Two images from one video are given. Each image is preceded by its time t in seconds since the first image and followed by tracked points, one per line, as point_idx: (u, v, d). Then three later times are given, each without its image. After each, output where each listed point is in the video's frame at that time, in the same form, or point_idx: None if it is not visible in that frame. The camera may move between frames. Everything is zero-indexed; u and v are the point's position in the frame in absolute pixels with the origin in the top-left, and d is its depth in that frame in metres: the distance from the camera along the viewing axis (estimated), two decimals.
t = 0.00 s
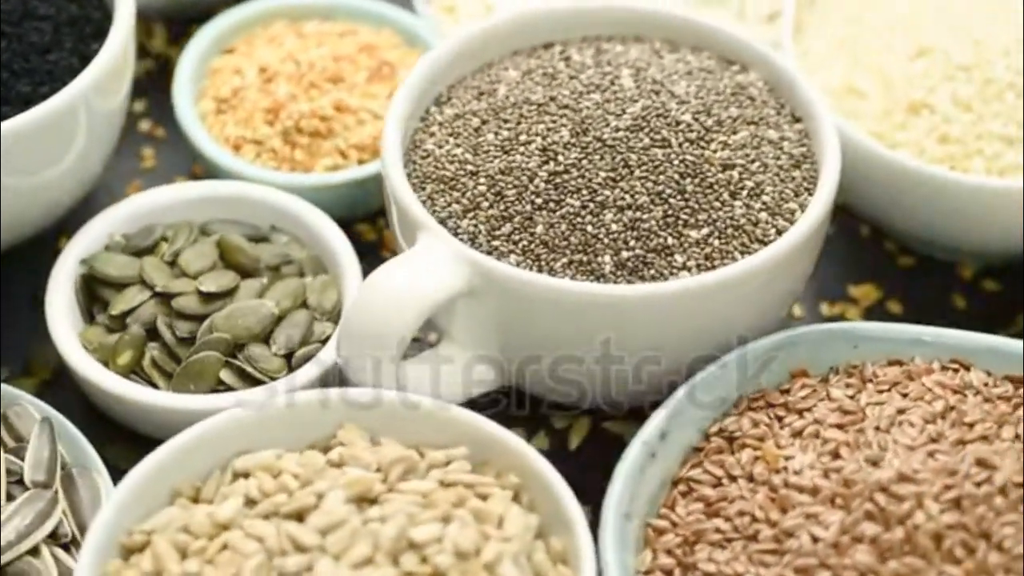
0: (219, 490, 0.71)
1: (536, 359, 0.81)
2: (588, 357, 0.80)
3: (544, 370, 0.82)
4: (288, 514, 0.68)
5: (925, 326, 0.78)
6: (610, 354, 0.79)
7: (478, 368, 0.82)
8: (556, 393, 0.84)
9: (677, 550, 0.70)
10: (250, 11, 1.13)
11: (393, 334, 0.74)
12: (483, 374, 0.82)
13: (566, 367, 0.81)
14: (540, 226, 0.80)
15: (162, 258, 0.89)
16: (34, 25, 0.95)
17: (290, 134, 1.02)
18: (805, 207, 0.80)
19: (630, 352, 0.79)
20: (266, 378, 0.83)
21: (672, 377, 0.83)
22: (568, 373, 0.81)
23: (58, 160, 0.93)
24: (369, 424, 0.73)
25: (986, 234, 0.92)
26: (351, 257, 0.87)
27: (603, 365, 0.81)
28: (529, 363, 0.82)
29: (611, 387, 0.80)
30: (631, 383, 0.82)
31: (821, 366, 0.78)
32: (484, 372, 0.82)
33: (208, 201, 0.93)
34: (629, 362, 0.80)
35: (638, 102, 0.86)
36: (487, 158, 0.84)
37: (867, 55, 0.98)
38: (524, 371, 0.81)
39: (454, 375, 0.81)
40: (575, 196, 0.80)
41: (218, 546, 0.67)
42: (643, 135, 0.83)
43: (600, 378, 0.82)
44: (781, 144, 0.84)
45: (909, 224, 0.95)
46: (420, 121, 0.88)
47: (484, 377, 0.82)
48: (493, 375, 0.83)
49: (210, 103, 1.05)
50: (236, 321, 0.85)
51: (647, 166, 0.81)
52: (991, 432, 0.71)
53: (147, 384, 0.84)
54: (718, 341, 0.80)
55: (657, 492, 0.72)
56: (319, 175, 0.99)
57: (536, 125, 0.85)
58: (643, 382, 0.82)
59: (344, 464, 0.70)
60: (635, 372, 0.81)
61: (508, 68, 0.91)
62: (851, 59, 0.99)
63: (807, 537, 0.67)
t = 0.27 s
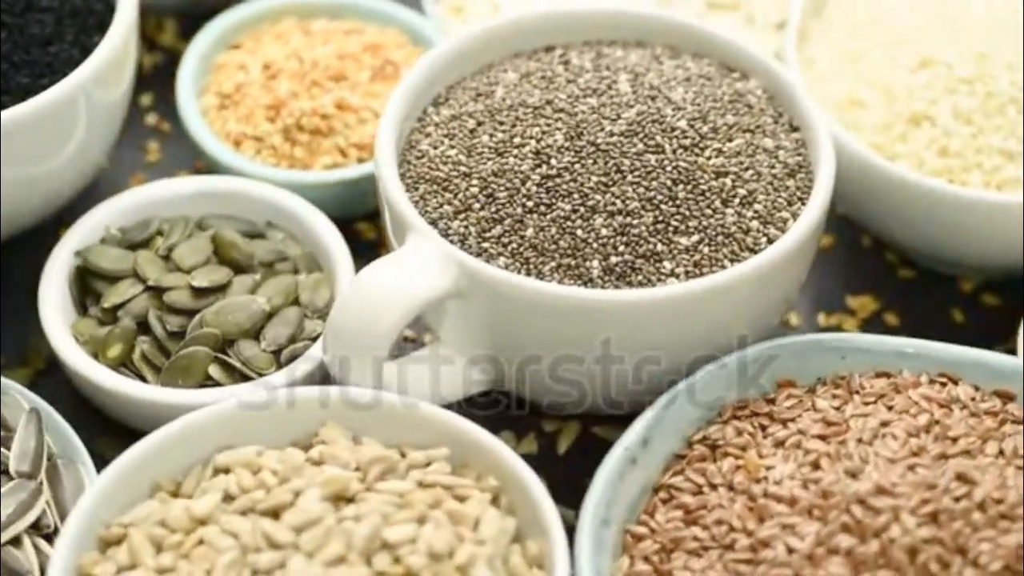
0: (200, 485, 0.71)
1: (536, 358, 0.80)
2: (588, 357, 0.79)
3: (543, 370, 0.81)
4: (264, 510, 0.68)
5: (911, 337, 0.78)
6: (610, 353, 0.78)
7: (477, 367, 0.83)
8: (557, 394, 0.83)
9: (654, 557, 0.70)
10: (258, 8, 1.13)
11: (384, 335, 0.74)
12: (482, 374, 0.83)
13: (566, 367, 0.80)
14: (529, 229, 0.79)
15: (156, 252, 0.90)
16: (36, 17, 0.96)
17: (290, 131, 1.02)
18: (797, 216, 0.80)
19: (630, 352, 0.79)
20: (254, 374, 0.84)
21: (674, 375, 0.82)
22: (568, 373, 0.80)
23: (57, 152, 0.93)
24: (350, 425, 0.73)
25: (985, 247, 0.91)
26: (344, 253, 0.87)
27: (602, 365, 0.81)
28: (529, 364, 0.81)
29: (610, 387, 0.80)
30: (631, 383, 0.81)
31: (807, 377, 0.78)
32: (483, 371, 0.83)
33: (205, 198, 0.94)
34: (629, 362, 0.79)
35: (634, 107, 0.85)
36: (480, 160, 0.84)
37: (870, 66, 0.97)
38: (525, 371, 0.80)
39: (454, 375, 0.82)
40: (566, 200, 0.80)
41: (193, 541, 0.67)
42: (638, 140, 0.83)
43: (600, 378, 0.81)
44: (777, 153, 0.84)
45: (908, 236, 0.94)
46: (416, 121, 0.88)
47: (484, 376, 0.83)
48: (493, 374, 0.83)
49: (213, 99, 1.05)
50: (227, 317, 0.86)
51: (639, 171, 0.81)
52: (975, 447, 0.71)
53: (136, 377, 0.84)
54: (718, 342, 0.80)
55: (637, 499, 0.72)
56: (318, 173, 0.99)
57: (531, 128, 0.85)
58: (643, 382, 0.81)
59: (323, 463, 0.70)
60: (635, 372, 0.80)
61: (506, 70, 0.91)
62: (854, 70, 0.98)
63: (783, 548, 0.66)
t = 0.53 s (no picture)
0: (175, 477, 0.71)
1: (536, 359, 0.79)
2: (588, 357, 0.78)
3: (542, 370, 0.80)
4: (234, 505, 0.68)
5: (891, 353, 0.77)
6: (610, 354, 0.77)
7: (478, 367, 0.82)
8: (558, 393, 0.82)
9: (624, 566, 0.70)
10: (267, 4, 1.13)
11: (366, 335, 0.74)
12: (483, 373, 0.83)
13: (566, 367, 0.79)
14: (516, 232, 0.79)
15: (150, 244, 0.90)
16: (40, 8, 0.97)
17: (291, 127, 1.03)
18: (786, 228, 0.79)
19: (629, 353, 0.78)
20: (239, 369, 0.84)
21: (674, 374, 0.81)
22: (568, 373, 0.80)
23: (56, 141, 0.94)
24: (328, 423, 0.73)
25: (980, 263, 0.90)
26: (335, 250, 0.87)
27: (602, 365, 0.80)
28: (529, 363, 0.80)
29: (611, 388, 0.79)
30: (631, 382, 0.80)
31: (790, 390, 0.77)
32: (485, 370, 0.82)
33: (201, 191, 0.94)
34: (628, 362, 0.78)
35: (628, 114, 0.85)
36: (472, 162, 0.84)
37: (872, 79, 0.96)
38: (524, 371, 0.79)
39: (454, 377, 0.82)
40: (554, 205, 0.80)
41: (162, 533, 0.67)
42: (630, 147, 0.82)
43: (600, 378, 0.80)
44: (770, 164, 0.83)
45: (903, 251, 0.93)
46: (410, 121, 0.88)
47: (486, 377, 0.82)
48: (494, 375, 0.82)
49: (218, 93, 1.06)
50: (215, 311, 0.86)
51: (629, 178, 0.81)
52: (951, 466, 0.70)
53: (123, 368, 0.85)
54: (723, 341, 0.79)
55: (610, 507, 0.72)
56: (319, 169, 0.99)
57: (524, 132, 0.84)
58: (642, 381, 0.80)
59: (297, 459, 0.71)
60: (635, 373, 0.79)
61: (504, 73, 0.91)
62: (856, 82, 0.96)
63: (749, 560, 0.66)
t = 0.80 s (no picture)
0: (153, 470, 0.72)
1: (536, 359, 0.78)
2: (588, 357, 0.77)
3: (542, 370, 0.79)
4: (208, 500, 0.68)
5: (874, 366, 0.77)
6: (610, 354, 0.77)
7: (478, 367, 0.81)
8: (559, 393, 0.81)
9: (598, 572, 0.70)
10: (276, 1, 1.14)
11: (344, 334, 0.74)
12: (483, 373, 0.82)
13: (567, 367, 0.78)
14: (504, 235, 0.79)
15: (145, 237, 0.91)
16: None
17: (293, 124, 1.03)
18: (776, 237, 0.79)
19: (630, 352, 0.77)
20: (227, 364, 0.84)
21: (675, 374, 0.81)
22: (567, 374, 0.78)
23: (55, 133, 0.94)
24: (310, 421, 0.74)
25: (978, 277, 0.88)
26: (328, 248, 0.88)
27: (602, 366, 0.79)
28: (529, 363, 0.79)
29: (612, 388, 0.78)
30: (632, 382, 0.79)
31: (774, 401, 0.77)
32: (484, 369, 0.82)
33: (199, 186, 0.95)
34: (628, 361, 0.78)
35: (622, 120, 0.85)
36: (465, 163, 0.84)
37: (874, 92, 0.95)
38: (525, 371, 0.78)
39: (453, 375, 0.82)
40: (543, 209, 0.80)
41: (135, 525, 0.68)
42: (622, 153, 0.82)
43: (600, 378, 0.79)
44: (763, 173, 0.82)
45: (900, 264, 0.92)
46: (406, 122, 0.88)
47: (486, 376, 0.81)
48: (494, 375, 0.81)
49: (222, 88, 1.06)
50: (206, 305, 0.86)
51: (620, 184, 0.80)
52: (931, 481, 0.70)
53: (111, 359, 0.85)
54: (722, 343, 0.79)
55: (586, 513, 0.72)
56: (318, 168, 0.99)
57: (518, 135, 0.84)
58: (643, 382, 0.80)
59: (274, 456, 0.71)
60: (635, 373, 0.78)
61: (503, 76, 0.91)
62: (857, 95, 0.96)
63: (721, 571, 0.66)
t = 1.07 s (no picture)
0: (134, 462, 0.72)
1: (535, 358, 0.77)
2: (588, 357, 0.77)
3: (542, 370, 0.79)
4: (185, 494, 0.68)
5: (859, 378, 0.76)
6: (610, 354, 0.76)
7: (479, 367, 0.81)
8: (558, 392, 0.80)
9: None
10: None
11: (326, 328, 0.74)
12: (483, 373, 0.81)
13: (566, 367, 0.78)
14: (493, 237, 0.79)
15: (140, 231, 0.91)
16: None
17: (294, 121, 1.03)
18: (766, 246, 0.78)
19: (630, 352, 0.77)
20: (215, 359, 0.84)
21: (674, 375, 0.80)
22: (567, 373, 0.78)
23: (54, 126, 0.95)
24: (292, 419, 0.74)
25: (974, 291, 0.88)
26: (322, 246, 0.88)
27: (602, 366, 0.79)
28: (529, 363, 0.78)
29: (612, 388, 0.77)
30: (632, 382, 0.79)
31: (759, 411, 0.76)
32: (485, 369, 0.81)
33: (197, 181, 0.95)
34: (629, 361, 0.77)
35: (617, 124, 0.84)
36: (458, 165, 0.84)
37: (875, 103, 0.94)
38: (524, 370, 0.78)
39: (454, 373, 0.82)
40: (533, 212, 0.79)
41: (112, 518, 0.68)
42: (615, 158, 0.82)
43: (600, 379, 0.78)
44: (756, 182, 0.82)
45: (896, 276, 0.92)
46: (402, 122, 0.88)
47: (487, 375, 0.81)
48: (494, 375, 0.81)
49: (226, 84, 1.07)
50: (197, 300, 0.87)
51: (611, 189, 0.80)
52: (910, 495, 0.70)
53: (101, 351, 0.85)
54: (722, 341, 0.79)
55: (565, 517, 0.72)
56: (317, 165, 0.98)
57: (512, 138, 0.84)
58: (644, 382, 0.79)
59: (254, 452, 0.71)
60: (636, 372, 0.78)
61: (501, 78, 0.91)
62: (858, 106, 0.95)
63: None
